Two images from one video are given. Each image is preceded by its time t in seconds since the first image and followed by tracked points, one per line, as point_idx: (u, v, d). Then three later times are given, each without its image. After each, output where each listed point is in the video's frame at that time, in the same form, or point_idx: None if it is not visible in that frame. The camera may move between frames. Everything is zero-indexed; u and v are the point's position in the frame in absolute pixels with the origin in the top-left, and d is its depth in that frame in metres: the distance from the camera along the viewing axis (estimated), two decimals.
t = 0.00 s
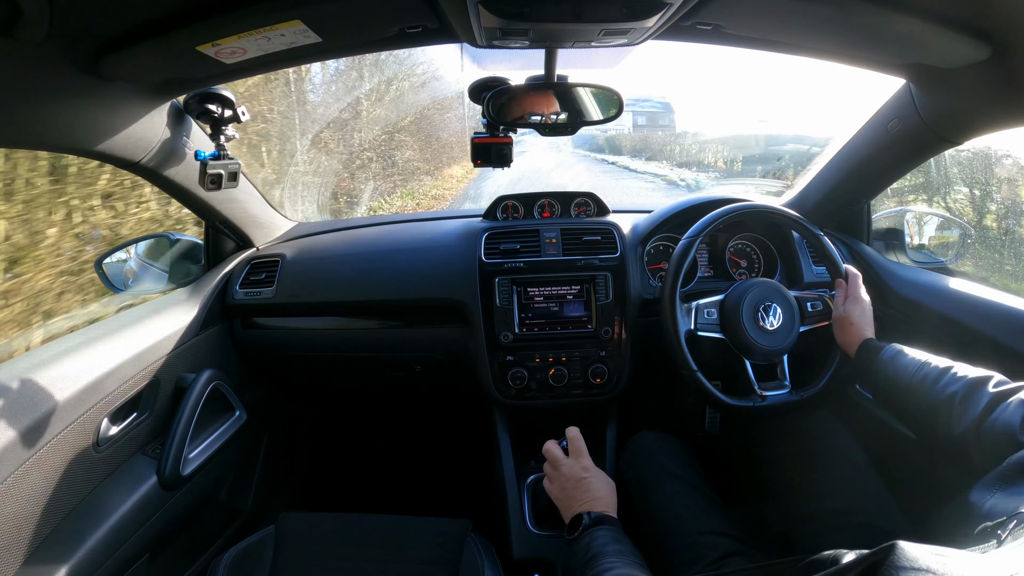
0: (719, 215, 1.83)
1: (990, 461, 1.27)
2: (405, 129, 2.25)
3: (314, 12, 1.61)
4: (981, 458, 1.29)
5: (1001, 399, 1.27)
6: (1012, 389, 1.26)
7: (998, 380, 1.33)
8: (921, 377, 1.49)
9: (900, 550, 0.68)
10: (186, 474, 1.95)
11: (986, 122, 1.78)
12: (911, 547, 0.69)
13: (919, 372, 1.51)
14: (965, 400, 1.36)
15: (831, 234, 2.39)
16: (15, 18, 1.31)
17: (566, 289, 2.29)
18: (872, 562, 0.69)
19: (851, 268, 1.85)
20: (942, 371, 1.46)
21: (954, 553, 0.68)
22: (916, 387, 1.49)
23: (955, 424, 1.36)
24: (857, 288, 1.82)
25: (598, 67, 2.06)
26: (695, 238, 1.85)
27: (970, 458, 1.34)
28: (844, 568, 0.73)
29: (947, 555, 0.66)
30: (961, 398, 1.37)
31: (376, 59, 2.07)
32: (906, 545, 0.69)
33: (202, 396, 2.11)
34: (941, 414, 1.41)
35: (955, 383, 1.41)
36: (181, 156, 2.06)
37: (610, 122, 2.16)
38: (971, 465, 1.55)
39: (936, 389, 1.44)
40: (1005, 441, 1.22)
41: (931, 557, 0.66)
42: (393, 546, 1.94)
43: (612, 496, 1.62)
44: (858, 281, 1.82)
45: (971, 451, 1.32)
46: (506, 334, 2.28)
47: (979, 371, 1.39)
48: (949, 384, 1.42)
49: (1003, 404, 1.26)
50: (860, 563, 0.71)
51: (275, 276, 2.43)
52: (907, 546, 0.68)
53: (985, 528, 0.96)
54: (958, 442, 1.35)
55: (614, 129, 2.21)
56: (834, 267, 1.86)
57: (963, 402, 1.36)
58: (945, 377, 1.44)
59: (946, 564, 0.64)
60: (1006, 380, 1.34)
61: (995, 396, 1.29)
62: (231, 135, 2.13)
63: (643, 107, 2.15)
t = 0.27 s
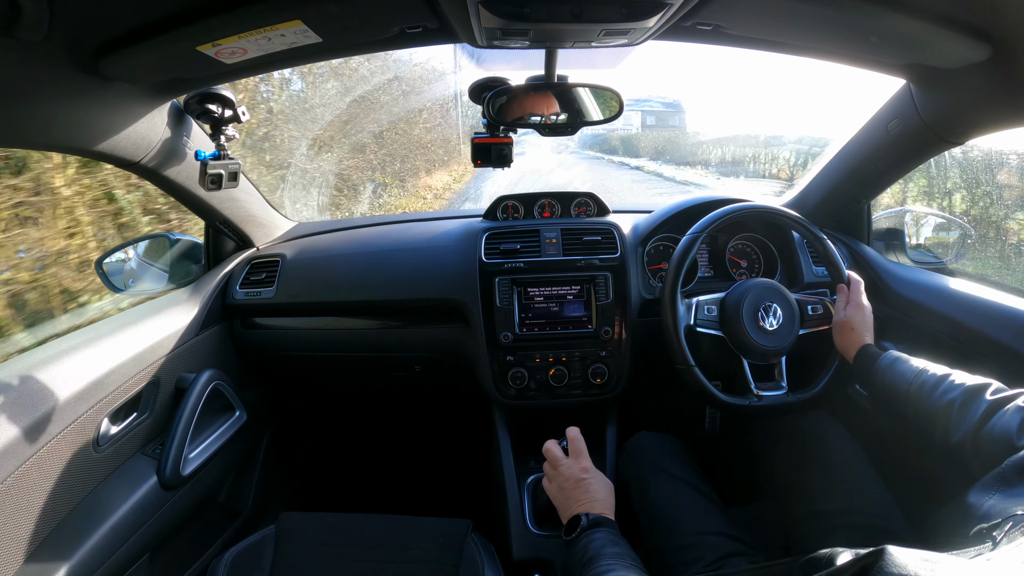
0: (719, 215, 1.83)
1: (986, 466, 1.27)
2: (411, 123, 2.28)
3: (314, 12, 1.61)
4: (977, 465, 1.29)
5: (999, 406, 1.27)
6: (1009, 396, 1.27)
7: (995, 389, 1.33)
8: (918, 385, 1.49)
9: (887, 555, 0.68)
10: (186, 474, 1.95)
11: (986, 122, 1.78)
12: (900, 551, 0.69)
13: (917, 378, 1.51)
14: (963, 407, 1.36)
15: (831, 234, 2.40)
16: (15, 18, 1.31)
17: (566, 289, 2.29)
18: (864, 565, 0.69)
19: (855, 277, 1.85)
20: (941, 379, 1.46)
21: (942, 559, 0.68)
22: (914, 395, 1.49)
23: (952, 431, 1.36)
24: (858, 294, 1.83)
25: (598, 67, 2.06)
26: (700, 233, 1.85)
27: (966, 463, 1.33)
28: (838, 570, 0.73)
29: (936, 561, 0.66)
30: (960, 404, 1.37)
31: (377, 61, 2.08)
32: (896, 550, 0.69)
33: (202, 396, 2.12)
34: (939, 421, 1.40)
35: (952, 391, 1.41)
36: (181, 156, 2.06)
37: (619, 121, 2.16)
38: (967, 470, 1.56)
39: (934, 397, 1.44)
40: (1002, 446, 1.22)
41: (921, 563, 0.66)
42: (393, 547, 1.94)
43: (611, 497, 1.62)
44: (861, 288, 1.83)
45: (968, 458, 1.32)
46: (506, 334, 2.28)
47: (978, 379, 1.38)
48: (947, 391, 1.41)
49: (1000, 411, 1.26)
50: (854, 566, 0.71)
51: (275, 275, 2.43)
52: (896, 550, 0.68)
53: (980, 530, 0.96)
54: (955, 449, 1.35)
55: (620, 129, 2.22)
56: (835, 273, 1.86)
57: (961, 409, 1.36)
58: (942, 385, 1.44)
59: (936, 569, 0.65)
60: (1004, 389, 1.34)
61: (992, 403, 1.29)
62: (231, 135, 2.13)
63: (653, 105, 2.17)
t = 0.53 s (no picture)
0: (720, 215, 1.83)
1: (985, 469, 1.27)
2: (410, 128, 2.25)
3: (314, 12, 1.61)
4: (977, 467, 1.29)
5: (998, 408, 1.27)
6: (1008, 399, 1.26)
7: (995, 391, 1.33)
8: (918, 387, 1.49)
9: (886, 556, 0.67)
10: (186, 474, 1.95)
11: (986, 122, 1.78)
12: (898, 552, 0.69)
13: (917, 381, 1.50)
14: (963, 410, 1.35)
15: (831, 234, 2.40)
16: (15, 17, 1.31)
17: (566, 289, 2.29)
18: (863, 565, 0.69)
19: (855, 277, 1.84)
20: (939, 382, 1.46)
21: (941, 560, 0.67)
22: (913, 398, 1.49)
23: (952, 434, 1.36)
24: (859, 297, 1.82)
25: (598, 66, 2.06)
26: (701, 232, 1.84)
27: (966, 465, 1.33)
28: (836, 570, 0.72)
29: (934, 562, 0.66)
30: (960, 407, 1.36)
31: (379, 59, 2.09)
32: (894, 551, 0.69)
33: (202, 396, 2.12)
34: (938, 424, 1.40)
35: (951, 395, 1.41)
36: (181, 156, 2.06)
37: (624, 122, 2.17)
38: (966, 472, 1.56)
39: (933, 401, 1.43)
40: (1001, 448, 1.21)
41: (918, 563, 0.66)
42: (393, 546, 1.94)
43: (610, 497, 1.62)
44: (862, 291, 1.82)
45: (968, 461, 1.31)
46: (505, 334, 2.28)
47: (978, 383, 1.38)
48: (947, 394, 1.41)
49: (999, 413, 1.26)
50: (852, 565, 0.71)
51: (275, 276, 2.43)
52: (894, 551, 0.68)
53: (979, 531, 0.96)
54: (955, 451, 1.35)
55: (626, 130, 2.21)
56: (835, 273, 1.85)
57: (960, 413, 1.36)
58: (941, 389, 1.44)
59: (933, 569, 0.64)
60: (1003, 392, 1.34)
61: (992, 407, 1.29)
62: (231, 135, 2.13)
63: (661, 108, 2.15)
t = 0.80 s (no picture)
0: (722, 214, 1.83)
1: (986, 470, 1.27)
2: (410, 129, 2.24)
3: (314, 12, 1.61)
4: (977, 468, 1.29)
5: (998, 412, 1.27)
6: (1008, 404, 1.26)
7: (994, 396, 1.33)
8: (917, 391, 1.49)
9: (885, 556, 0.67)
10: (186, 474, 1.95)
11: (986, 123, 1.78)
12: (897, 553, 0.68)
13: (916, 386, 1.50)
14: (962, 414, 1.35)
15: (831, 234, 2.40)
16: (15, 17, 1.31)
17: (566, 289, 2.29)
18: (861, 565, 0.69)
19: (856, 282, 1.84)
20: (938, 388, 1.45)
21: (940, 560, 0.67)
22: (912, 403, 1.48)
23: (951, 438, 1.36)
24: (860, 300, 1.81)
25: (598, 66, 2.06)
26: (704, 229, 1.84)
27: (967, 468, 1.33)
28: (834, 570, 0.72)
29: (933, 563, 0.66)
30: (959, 411, 1.36)
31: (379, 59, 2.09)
32: (894, 551, 0.68)
33: (202, 396, 2.12)
34: (937, 427, 1.40)
35: (950, 398, 1.41)
36: (181, 156, 2.06)
37: (631, 125, 2.18)
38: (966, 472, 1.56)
39: (932, 405, 1.43)
40: (1000, 451, 1.22)
41: (916, 564, 0.66)
42: (393, 547, 1.94)
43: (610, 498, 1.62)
44: (862, 294, 1.81)
45: (967, 464, 1.32)
46: (505, 334, 2.27)
47: (977, 387, 1.38)
48: (946, 399, 1.41)
49: (999, 417, 1.26)
50: (851, 566, 0.71)
51: (275, 276, 2.43)
52: (893, 552, 0.68)
53: (978, 531, 0.96)
54: (955, 455, 1.35)
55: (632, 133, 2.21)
56: (837, 278, 1.85)
57: (959, 416, 1.35)
58: (940, 393, 1.44)
59: (933, 570, 0.64)
60: (1002, 397, 1.34)
61: (991, 410, 1.29)
62: (231, 135, 2.13)
63: (670, 110, 2.13)
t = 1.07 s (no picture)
0: (722, 214, 1.83)
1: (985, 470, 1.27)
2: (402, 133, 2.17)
3: (314, 12, 1.61)
4: (977, 468, 1.29)
5: (998, 412, 1.27)
6: (1007, 402, 1.26)
7: (995, 394, 1.33)
8: (917, 391, 1.49)
9: (884, 556, 0.67)
10: (186, 474, 1.95)
11: (986, 123, 1.78)
12: (895, 553, 0.68)
13: (916, 385, 1.50)
14: (962, 413, 1.35)
15: (831, 234, 2.40)
16: (15, 16, 1.31)
17: (566, 289, 2.29)
18: (860, 565, 0.69)
19: (856, 281, 1.84)
20: (938, 386, 1.45)
21: (939, 560, 0.67)
22: (912, 402, 1.49)
23: (951, 438, 1.36)
24: (860, 301, 1.81)
25: (598, 66, 2.06)
26: (703, 230, 1.84)
27: (966, 468, 1.33)
28: (833, 570, 0.72)
29: (932, 563, 0.66)
30: (959, 410, 1.36)
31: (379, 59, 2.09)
32: (893, 551, 0.68)
33: (202, 396, 2.12)
34: (937, 427, 1.40)
35: (950, 398, 1.40)
36: (181, 156, 2.06)
37: (636, 129, 2.19)
38: (965, 472, 1.56)
39: (932, 404, 1.43)
40: (1000, 450, 1.22)
41: (914, 563, 0.66)
42: (393, 547, 1.94)
43: (610, 498, 1.62)
44: (862, 294, 1.81)
45: (966, 464, 1.32)
46: (505, 334, 2.27)
47: (977, 385, 1.38)
48: (946, 398, 1.41)
49: (998, 416, 1.26)
50: (849, 566, 0.71)
51: (275, 276, 2.44)
52: (892, 551, 0.68)
53: (978, 529, 0.96)
54: (954, 455, 1.35)
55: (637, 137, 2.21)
56: (838, 277, 1.85)
57: (959, 415, 1.35)
58: (941, 392, 1.44)
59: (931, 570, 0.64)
60: (1002, 395, 1.34)
61: (991, 410, 1.29)
62: (231, 135, 2.13)
63: (676, 113, 2.13)
